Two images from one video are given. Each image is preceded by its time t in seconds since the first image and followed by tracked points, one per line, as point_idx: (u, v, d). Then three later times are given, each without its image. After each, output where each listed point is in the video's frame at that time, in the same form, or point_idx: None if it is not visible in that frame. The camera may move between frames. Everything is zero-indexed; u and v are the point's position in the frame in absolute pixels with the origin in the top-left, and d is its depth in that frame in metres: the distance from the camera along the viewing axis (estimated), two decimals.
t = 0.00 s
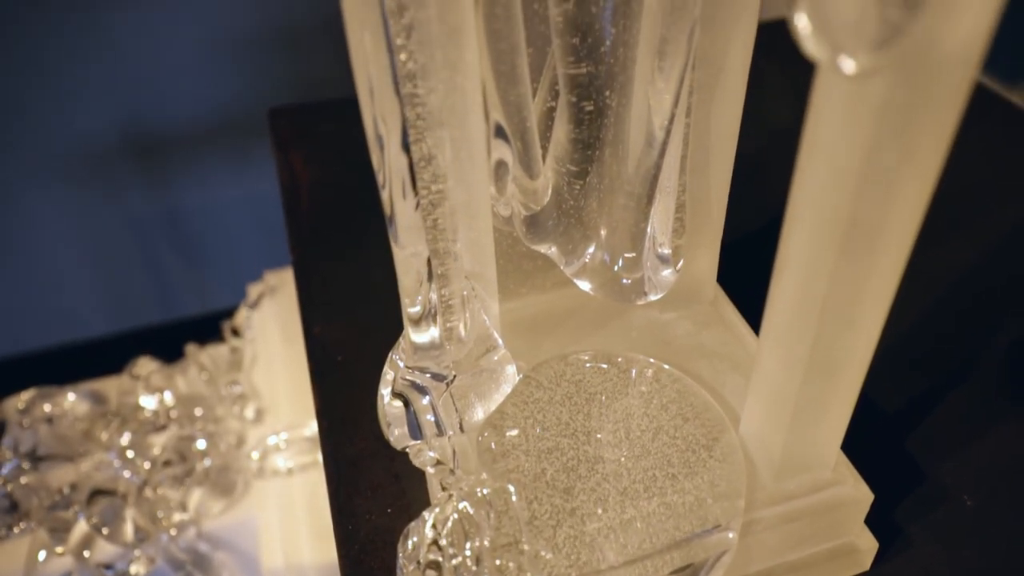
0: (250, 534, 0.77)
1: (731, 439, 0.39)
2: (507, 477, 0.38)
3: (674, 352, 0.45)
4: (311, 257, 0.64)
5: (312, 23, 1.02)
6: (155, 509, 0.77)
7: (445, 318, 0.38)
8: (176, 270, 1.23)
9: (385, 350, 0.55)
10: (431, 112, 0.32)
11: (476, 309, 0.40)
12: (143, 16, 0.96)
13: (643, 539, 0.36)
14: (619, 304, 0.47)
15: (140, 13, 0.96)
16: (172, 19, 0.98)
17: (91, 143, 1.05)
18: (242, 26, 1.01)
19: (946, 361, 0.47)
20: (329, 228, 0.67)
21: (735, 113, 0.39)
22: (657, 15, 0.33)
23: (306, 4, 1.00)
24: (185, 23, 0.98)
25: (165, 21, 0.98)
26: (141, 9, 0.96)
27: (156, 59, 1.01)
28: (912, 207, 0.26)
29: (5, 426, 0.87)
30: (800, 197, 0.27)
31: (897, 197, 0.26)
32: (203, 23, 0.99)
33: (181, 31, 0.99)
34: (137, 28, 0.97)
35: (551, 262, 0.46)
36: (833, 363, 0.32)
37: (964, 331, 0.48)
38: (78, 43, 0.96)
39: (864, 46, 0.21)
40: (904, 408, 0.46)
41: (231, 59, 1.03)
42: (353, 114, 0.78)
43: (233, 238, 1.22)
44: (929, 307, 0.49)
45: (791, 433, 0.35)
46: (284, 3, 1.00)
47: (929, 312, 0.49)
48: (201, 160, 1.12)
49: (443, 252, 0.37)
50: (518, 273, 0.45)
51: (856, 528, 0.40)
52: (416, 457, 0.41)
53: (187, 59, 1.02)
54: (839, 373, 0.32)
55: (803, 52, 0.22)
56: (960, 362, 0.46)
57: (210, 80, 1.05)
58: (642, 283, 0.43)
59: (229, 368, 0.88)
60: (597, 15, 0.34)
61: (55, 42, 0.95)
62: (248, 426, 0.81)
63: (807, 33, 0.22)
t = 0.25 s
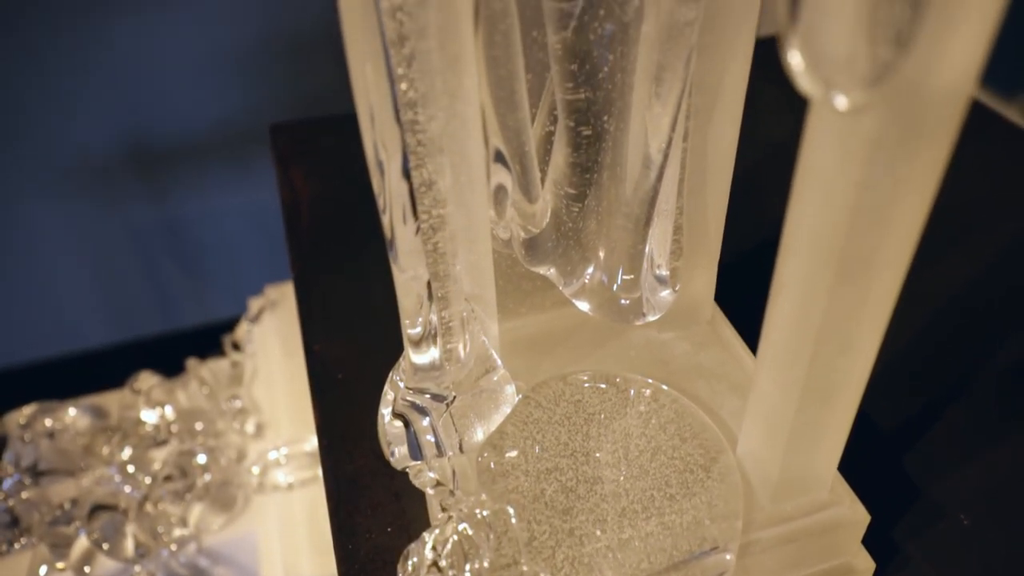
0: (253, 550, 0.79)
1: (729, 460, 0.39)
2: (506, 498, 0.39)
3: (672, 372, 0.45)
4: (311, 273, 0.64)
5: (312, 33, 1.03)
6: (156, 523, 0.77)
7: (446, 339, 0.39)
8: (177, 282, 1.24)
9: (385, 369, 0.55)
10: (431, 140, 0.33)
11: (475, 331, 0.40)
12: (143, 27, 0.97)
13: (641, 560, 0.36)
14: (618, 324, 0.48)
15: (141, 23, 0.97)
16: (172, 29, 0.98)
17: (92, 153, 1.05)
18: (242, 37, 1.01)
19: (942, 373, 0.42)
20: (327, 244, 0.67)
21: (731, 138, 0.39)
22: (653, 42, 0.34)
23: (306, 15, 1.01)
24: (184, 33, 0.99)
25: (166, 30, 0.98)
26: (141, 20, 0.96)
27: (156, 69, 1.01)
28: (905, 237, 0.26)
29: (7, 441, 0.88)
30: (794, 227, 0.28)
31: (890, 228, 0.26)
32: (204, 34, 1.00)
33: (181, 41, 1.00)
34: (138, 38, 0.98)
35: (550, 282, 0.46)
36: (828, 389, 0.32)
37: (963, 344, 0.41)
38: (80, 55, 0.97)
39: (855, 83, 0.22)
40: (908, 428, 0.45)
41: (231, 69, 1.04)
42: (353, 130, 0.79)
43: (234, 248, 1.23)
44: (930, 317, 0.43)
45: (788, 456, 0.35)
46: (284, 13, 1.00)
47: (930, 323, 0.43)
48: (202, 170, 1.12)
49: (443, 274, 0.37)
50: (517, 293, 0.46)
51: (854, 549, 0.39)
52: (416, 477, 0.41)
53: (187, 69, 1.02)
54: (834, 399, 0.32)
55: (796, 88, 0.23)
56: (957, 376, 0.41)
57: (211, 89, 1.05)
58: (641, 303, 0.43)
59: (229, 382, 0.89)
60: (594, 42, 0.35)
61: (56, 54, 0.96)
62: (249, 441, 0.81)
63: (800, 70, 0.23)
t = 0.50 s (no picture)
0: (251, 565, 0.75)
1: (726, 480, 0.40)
2: (505, 519, 0.40)
3: (671, 392, 0.46)
4: (313, 289, 0.65)
5: (312, 46, 1.02)
6: (155, 537, 0.77)
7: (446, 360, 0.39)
8: (178, 292, 1.24)
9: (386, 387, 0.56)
10: (432, 166, 0.33)
11: (475, 352, 0.41)
12: (143, 38, 0.96)
13: None
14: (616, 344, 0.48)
15: (141, 35, 0.96)
16: (173, 41, 0.98)
17: (92, 163, 1.05)
18: (242, 48, 1.01)
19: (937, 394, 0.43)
20: (326, 259, 0.67)
21: (728, 162, 0.40)
22: (652, 69, 0.34)
23: (305, 27, 1.00)
24: (184, 45, 0.99)
25: (166, 42, 0.98)
26: (141, 32, 0.96)
27: (156, 80, 1.01)
28: (896, 270, 0.27)
29: (8, 454, 0.88)
30: (789, 257, 0.28)
31: (882, 261, 0.26)
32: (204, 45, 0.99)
33: (180, 52, 0.99)
34: (138, 50, 0.97)
35: (549, 302, 0.46)
36: (824, 414, 0.32)
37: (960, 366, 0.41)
38: (79, 66, 0.97)
39: (849, 121, 0.23)
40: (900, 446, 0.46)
41: (231, 80, 1.03)
42: (353, 144, 0.79)
43: (234, 259, 1.23)
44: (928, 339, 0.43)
45: (785, 480, 0.36)
46: (283, 25, 1.00)
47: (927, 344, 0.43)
48: (203, 181, 1.12)
49: (443, 296, 0.37)
50: (517, 313, 0.46)
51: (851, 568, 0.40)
52: (417, 498, 0.41)
53: (187, 80, 1.02)
54: (830, 423, 0.33)
55: (791, 123, 0.23)
56: (952, 397, 0.42)
57: (211, 100, 1.05)
58: (639, 324, 0.44)
59: (230, 396, 0.89)
60: (594, 70, 0.35)
61: (56, 66, 0.96)
62: (249, 455, 0.81)
63: (795, 106, 0.23)
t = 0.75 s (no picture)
0: None
1: (724, 501, 0.41)
2: (502, 540, 0.41)
3: (669, 412, 0.47)
4: (313, 304, 0.65)
5: (313, 60, 1.02)
6: (154, 552, 0.77)
7: (446, 380, 0.39)
8: (178, 302, 1.24)
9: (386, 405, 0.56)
10: (430, 191, 0.34)
11: (474, 372, 0.41)
12: (143, 48, 0.96)
13: None
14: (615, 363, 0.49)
15: (142, 46, 0.96)
16: (174, 52, 0.97)
17: (93, 173, 1.05)
18: (243, 60, 1.01)
19: (934, 409, 0.43)
20: (325, 275, 0.68)
21: (726, 184, 0.40)
22: (649, 95, 0.35)
23: (307, 40, 1.00)
24: (186, 56, 0.98)
25: (167, 53, 0.97)
26: (142, 43, 0.96)
27: (157, 91, 1.00)
28: (889, 303, 0.27)
29: (9, 469, 0.88)
30: (784, 284, 0.29)
31: (875, 294, 0.27)
32: (206, 56, 0.99)
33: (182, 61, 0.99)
34: (139, 61, 0.97)
35: (549, 322, 0.46)
36: (821, 440, 0.33)
37: (958, 380, 0.41)
38: (80, 77, 0.96)
39: (842, 155, 0.23)
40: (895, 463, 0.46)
41: (233, 91, 1.03)
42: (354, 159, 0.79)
43: (235, 269, 1.23)
44: (926, 355, 0.43)
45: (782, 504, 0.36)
46: (285, 38, 1.00)
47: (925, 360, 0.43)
48: (204, 190, 1.12)
49: (443, 318, 0.37)
50: (516, 332, 0.47)
51: None
52: (416, 518, 0.41)
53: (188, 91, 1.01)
54: (827, 450, 0.33)
55: (786, 156, 0.24)
56: (949, 412, 0.42)
57: (212, 111, 1.04)
58: (637, 344, 0.44)
59: (230, 410, 0.89)
60: (592, 95, 0.36)
61: (56, 77, 0.95)
62: (248, 469, 0.81)
63: (789, 140, 0.23)
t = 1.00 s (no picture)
0: None
1: (722, 519, 0.41)
2: (500, 558, 0.41)
3: (666, 429, 0.47)
4: (314, 317, 0.66)
5: (315, 68, 1.03)
6: (153, 564, 0.77)
7: (446, 399, 0.40)
8: (179, 311, 1.24)
9: (386, 419, 0.56)
10: (431, 213, 0.34)
11: (473, 391, 0.41)
12: (145, 58, 0.96)
13: None
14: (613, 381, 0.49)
15: (143, 55, 0.96)
16: (175, 60, 0.97)
17: (94, 183, 1.05)
18: (245, 68, 1.01)
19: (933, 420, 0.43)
20: (325, 288, 0.68)
21: (723, 205, 0.40)
22: (647, 118, 0.35)
23: (308, 48, 1.01)
24: (187, 64, 0.98)
25: (168, 61, 0.97)
26: (143, 51, 0.96)
27: (158, 99, 1.00)
28: (884, 329, 0.28)
29: (9, 481, 0.89)
30: (782, 308, 0.29)
31: (870, 320, 0.27)
32: (207, 64, 0.99)
33: (183, 71, 0.99)
34: (140, 71, 0.97)
35: (547, 340, 0.47)
36: (818, 463, 0.33)
37: (959, 389, 0.42)
38: (81, 86, 0.96)
39: (837, 188, 0.23)
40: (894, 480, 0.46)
41: (234, 99, 1.03)
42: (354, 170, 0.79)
43: (235, 277, 1.23)
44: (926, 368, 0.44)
45: (779, 524, 0.36)
46: (287, 46, 1.00)
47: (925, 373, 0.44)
48: (205, 200, 1.12)
49: (443, 338, 0.38)
50: (515, 349, 0.47)
51: None
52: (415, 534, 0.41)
53: (190, 99, 1.01)
54: (824, 472, 0.33)
55: (782, 186, 0.24)
56: (949, 422, 0.43)
57: (213, 119, 1.04)
58: (635, 362, 0.45)
59: (230, 421, 0.89)
60: (591, 118, 0.36)
61: (57, 86, 0.95)
62: (248, 481, 0.81)
63: (785, 170, 0.23)
